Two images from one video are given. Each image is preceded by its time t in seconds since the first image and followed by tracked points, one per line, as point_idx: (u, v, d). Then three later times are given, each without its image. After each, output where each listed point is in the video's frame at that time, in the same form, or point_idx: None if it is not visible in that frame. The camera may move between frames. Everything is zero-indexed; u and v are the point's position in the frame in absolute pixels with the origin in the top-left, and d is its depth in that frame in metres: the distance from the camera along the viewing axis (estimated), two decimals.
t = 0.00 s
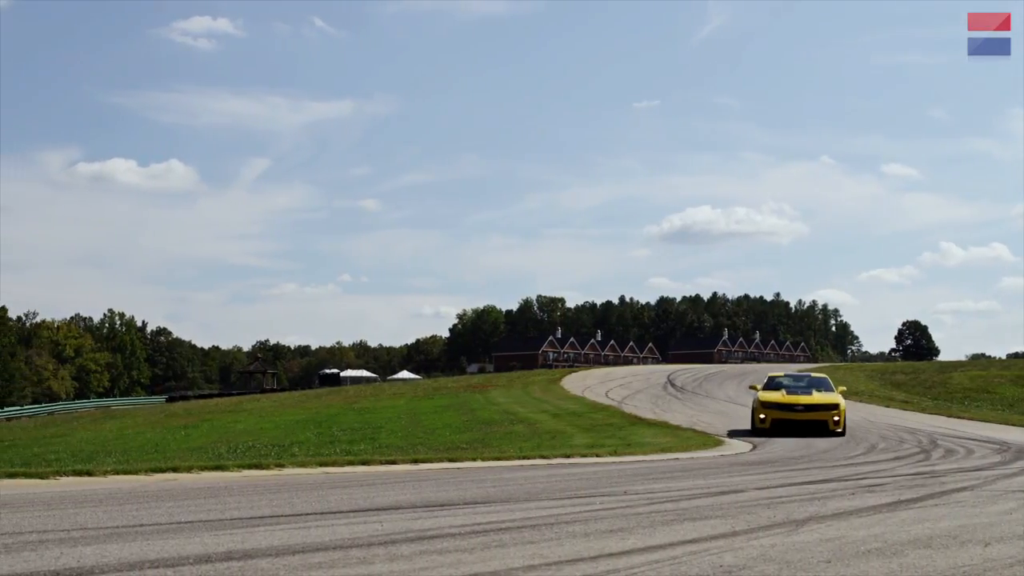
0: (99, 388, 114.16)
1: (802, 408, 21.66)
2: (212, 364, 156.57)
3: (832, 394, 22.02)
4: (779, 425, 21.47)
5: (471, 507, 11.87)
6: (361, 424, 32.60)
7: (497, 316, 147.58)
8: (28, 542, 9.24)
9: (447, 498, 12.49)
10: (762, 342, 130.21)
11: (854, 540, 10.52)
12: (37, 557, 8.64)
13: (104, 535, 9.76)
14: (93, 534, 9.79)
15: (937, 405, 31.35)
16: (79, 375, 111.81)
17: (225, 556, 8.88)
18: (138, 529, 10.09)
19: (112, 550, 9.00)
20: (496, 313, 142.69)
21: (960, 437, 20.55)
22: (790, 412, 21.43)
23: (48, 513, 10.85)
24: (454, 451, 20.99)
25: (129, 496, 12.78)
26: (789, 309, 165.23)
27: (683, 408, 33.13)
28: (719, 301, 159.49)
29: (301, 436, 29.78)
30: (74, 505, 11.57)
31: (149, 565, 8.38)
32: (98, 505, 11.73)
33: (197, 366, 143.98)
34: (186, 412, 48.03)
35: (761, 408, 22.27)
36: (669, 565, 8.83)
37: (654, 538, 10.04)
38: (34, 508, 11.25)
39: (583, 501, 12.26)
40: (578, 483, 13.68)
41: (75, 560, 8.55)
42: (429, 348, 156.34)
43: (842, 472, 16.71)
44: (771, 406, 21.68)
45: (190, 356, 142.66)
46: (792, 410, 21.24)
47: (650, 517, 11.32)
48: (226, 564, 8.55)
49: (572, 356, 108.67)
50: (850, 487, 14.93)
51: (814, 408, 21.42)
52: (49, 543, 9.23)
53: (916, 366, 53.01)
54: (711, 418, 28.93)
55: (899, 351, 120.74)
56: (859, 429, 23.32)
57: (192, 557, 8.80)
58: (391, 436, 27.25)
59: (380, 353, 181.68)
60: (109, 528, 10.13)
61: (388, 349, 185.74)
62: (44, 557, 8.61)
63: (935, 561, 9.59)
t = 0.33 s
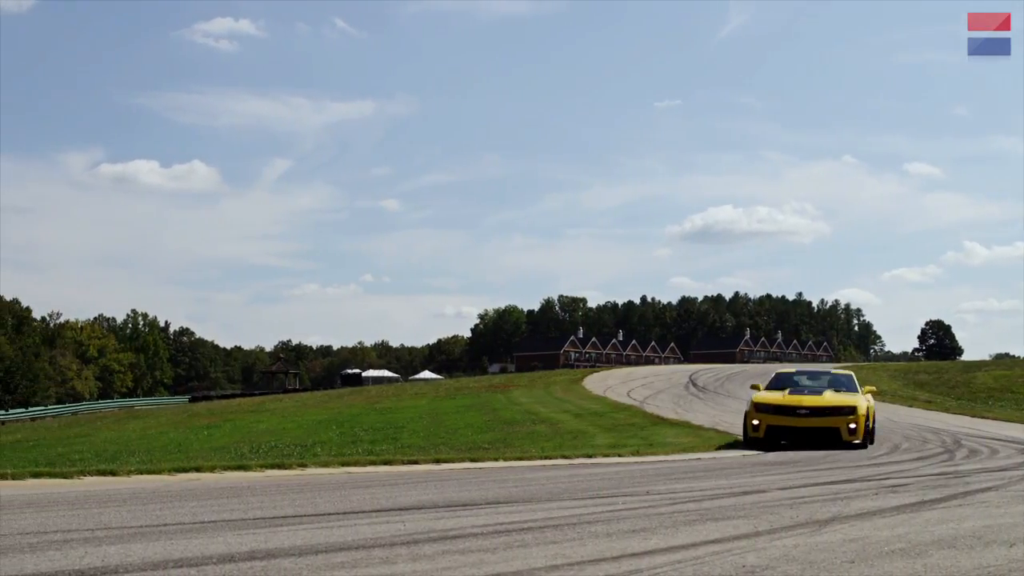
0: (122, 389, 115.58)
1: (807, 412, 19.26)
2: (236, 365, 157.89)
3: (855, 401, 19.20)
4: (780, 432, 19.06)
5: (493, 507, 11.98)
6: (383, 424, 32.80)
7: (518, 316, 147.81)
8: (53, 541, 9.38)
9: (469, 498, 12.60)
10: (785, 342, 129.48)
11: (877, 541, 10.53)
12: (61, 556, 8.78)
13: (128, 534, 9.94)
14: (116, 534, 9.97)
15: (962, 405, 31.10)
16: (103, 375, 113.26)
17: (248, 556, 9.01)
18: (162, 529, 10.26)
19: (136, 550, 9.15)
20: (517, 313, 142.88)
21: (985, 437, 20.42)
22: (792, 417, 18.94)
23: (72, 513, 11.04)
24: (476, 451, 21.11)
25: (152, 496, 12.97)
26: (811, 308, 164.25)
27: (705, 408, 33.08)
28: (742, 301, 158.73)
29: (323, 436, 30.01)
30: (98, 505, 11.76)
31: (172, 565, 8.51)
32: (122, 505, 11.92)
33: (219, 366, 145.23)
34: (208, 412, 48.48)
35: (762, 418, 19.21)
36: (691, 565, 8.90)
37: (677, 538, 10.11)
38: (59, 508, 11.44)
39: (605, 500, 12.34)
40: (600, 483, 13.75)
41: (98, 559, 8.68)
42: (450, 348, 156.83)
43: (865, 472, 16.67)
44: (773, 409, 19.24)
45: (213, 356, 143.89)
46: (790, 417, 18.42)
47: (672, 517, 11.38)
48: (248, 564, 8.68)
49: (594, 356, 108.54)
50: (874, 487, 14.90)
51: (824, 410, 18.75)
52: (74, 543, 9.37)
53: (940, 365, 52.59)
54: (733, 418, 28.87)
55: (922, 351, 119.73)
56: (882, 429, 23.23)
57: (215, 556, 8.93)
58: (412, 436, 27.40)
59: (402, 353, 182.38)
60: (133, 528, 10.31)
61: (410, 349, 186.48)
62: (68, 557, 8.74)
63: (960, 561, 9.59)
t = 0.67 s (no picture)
0: (156, 389, 117.39)
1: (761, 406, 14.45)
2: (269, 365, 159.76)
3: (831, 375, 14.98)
4: (718, 438, 14.07)
5: (526, 507, 12.18)
6: (415, 425, 33.14)
7: (551, 316, 148.03)
8: (90, 539, 9.25)
9: (502, 498, 12.82)
10: (818, 343, 128.45)
11: (913, 541, 10.56)
12: (98, 555, 8.62)
13: (163, 533, 10.01)
14: (151, 532, 10.03)
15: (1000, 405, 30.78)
16: (137, 376, 115.07)
17: (284, 554, 9.25)
18: (197, 529, 10.40)
19: (172, 549, 9.16)
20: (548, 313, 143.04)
21: (1021, 438, 20.29)
22: (734, 416, 13.92)
23: (110, 512, 11.10)
24: (509, 451, 21.34)
25: (186, 495, 13.30)
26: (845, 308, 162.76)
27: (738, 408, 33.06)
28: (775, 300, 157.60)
29: (356, 436, 30.40)
30: (134, 504, 11.98)
31: (209, 564, 8.53)
32: (157, 504, 12.24)
33: (252, 367, 147.02)
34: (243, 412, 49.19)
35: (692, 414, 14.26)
36: (726, 566, 9.04)
37: (710, 538, 10.25)
38: (97, 507, 11.55)
39: (640, 501, 12.48)
40: (633, 483, 13.90)
41: (135, 557, 8.59)
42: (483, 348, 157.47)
43: (900, 472, 16.67)
44: (708, 404, 14.22)
45: (246, 356, 145.71)
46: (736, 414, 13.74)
47: (707, 517, 11.50)
48: (284, 562, 8.93)
49: (626, 356, 108.35)
50: (909, 488, 14.90)
51: (780, 410, 13.80)
52: (109, 542, 9.22)
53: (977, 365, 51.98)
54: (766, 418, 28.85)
55: (958, 350, 118.19)
56: (917, 429, 23.13)
57: (251, 554, 9.17)
58: (445, 437, 27.69)
59: (434, 354, 183.34)
60: (166, 528, 10.38)
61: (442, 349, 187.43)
62: (106, 555, 8.62)
63: (996, 563, 9.60)
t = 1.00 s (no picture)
0: (190, 389, 118.68)
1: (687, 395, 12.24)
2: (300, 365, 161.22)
3: (791, 359, 13.14)
4: (630, 443, 11.85)
5: (558, 507, 12.37)
6: (446, 425, 33.43)
7: (582, 316, 147.95)
8: (125, 539, 8.60)
9: (534, 498, 13.03)
10: (851, 342, 127.23)
11: (948, 543, 10.61)
12: (134, 554, 7.91)
13: (197, 534, 9.54)
14: (186, 532, 9.58)
15: None
16: (171, 376, 116.33)
17: (319, 552, 9.43)
18: (231, 529, 10.13)
19: (207, 549, 8.67)
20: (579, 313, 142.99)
21: None
22: (649, 415, 11.72)
23: (142, 512, 10.60)
24: (539, 451, 21.53)
25: (220, 496, 13.58)
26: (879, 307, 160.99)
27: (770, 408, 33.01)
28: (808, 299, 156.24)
29: (388, 436, 30.75)
30: (166, 503, 11.59)
31: (248, 563, 8.19)
32: (193, 502, 12.47)
33: (284, 367, 148.48)
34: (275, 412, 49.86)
35: (599, 413, 12.14)
36: (760, 566, 9.18)
37: (745, 539, 10.38)
38: (131, 506, 11.18)
39: (672, 501, 12.64)
40: (665, 484, 14.05)
41: (171, 556, 7.96)
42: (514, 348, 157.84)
43: (936, 472, 16.63)
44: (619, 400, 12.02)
45: (278, 356, 147.19)
46: (645, 413, 11.67)
47: (740, 517, 11.64)
48: (320, 561, 9.13)
49: (657, 356, 108.05)
50: (945, 488, 14.88)
51: (703, 407, 11.57)
52: (145, 541, 8.61)
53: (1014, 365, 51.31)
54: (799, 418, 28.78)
55: (995, 349, 116.49)
56: (953, 429, 23.00)
57: (287, 552, 9.34)
58: (476, 437, 27.92)
59: (465, 354, 183.93)
60: (200, 527, 9.93)
61: (473, 350, 187.94)
62: (141, 554, 7.95)
63: None
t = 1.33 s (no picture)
0: (208, 389, 119.28)
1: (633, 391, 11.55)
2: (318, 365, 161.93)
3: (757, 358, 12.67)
4: (567, 442, 11.16)
5: (576, 507, 12.41)
6: (463, 425, 33.54)
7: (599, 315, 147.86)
8: (145, 539, 8.72)
9: (552, 498, 13.07)
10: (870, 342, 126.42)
11: (968, 543, 10.56)
12: (153, 554, 8.02)
13: (216, 533, 9.63)
14: (205, 532, 9.68)
15: None
16: (190, 376, 117.04)
17: (337, 553, 9.48)
18: (248, 528, 10.22)
19: (226, 549, 8.76)
20: (596, 313, 142.83)
21: None
22: (588, 412, 11.04)
23: (162, 511, 10.71)
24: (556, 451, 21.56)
25: (239, 495, 13.69)
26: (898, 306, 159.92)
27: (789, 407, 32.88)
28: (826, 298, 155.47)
29: (405, 436, 30.88)
30: (185, 503, 11.70)
31: (267, 563, 8.28)
32: (212, 502, 12.56)
33: (302, 367, 149.22)
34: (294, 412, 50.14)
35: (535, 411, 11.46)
36: (779, 566, 9.18)
37: (762, 539, 10.37)
38: (150, 506, 11.31)
39: (690, 501, 12.64)
40: (683, 483, 14.04)
41: (190, 556, 8.06)
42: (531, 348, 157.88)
43: (955, 472, 16.53)
44: (557, 395, 11.33)
45: (296, 356, 147.93)
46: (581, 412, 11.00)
47: (758, 518, 11.63)
48: (338, 561, 9.19)
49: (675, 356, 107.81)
50: (965, 488, 14.79)
51: (647, 403, 10.88)
52: (163, 541, 8.72)
53: None
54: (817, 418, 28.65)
55: (1016, 348, 115.45)
56: (972, 428, 22.84)
57: (305, 552, 9.40)
58: (494, 437, 27.99)
59: (481, 355, 184.16)
60: (219, 527, 10.03)
61: (490, 350, 188.15)
62: (160, 553, 8.08)
63: None
